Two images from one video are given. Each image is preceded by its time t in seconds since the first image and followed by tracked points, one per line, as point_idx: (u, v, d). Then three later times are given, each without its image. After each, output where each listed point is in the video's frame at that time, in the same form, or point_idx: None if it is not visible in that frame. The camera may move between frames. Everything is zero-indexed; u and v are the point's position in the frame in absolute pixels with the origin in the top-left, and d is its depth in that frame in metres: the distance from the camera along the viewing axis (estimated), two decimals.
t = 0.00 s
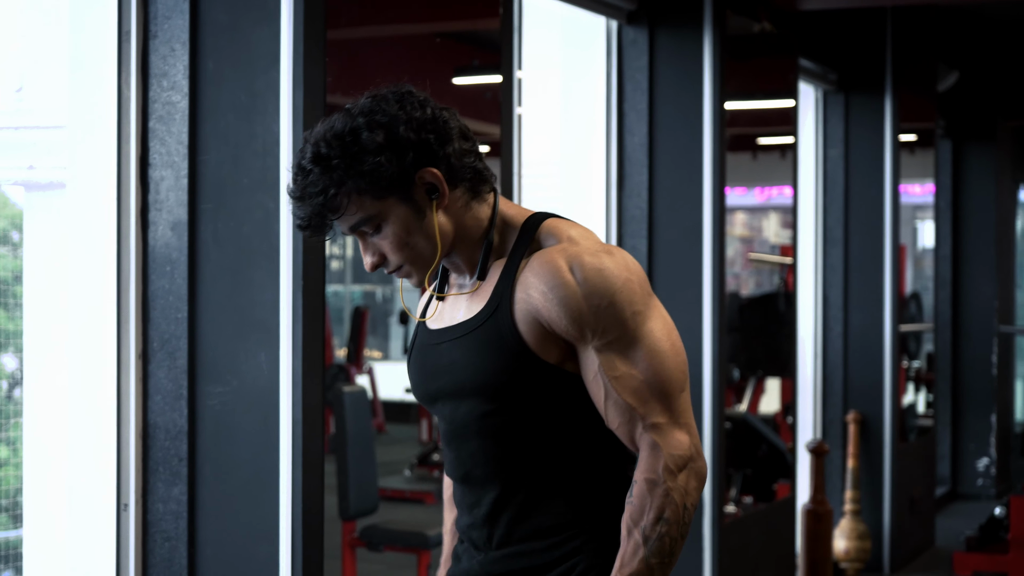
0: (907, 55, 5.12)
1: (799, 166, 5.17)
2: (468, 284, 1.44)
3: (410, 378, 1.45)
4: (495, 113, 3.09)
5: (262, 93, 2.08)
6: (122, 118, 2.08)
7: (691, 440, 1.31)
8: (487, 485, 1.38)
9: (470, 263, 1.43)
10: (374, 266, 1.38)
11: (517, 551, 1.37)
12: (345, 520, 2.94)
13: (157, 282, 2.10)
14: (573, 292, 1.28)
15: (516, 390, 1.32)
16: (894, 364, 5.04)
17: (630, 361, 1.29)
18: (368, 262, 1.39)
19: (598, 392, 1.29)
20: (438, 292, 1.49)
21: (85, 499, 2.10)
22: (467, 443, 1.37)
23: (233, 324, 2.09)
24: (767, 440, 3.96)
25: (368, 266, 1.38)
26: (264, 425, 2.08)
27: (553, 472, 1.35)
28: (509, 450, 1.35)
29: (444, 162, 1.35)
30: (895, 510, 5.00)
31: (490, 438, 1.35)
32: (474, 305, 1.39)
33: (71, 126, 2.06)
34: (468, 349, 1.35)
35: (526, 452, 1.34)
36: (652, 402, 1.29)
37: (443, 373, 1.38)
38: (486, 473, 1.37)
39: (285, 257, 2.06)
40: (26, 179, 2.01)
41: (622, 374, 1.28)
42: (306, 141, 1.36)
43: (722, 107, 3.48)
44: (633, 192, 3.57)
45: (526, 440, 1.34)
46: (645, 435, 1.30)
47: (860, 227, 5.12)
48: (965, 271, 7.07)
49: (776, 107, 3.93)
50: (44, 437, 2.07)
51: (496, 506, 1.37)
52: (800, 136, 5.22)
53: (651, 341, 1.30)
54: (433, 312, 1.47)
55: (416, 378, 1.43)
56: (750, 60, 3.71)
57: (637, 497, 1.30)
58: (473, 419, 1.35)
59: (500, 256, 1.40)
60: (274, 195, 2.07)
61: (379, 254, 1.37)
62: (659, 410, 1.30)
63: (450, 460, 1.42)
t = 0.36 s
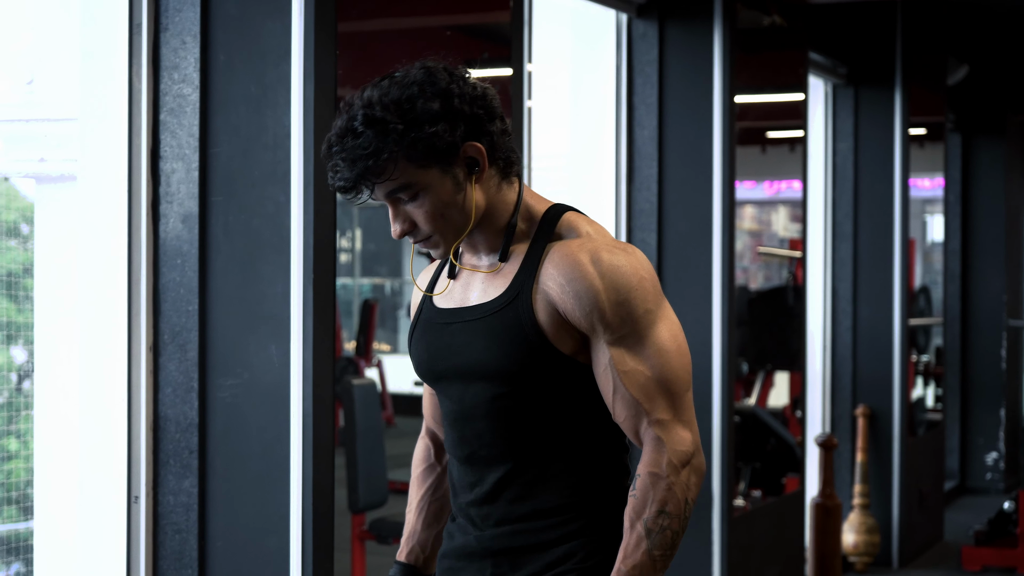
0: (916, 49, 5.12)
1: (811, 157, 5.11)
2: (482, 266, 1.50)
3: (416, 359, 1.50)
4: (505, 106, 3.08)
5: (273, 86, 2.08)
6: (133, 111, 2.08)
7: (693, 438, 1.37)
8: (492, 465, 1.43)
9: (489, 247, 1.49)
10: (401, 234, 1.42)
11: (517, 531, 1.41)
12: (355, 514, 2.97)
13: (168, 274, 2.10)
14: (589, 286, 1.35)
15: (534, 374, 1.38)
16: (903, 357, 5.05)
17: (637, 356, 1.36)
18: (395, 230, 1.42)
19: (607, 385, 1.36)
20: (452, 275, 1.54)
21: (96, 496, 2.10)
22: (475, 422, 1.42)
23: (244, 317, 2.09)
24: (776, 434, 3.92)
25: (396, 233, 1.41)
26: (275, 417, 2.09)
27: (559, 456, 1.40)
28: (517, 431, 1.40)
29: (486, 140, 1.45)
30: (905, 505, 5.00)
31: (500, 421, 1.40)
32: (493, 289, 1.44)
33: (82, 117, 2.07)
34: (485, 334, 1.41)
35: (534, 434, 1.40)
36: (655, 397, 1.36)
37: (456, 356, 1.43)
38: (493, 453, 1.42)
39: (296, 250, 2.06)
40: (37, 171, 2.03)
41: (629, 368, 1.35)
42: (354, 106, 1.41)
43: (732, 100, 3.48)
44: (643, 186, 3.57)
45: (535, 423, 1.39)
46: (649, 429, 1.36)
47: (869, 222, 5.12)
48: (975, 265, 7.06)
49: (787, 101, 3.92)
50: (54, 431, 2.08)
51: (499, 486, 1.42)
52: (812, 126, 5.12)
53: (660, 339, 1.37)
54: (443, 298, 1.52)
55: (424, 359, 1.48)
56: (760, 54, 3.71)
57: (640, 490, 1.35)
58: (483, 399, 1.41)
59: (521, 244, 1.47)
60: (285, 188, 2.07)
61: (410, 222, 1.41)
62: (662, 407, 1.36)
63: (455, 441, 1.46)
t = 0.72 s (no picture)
0: (921, 46, 5.11)
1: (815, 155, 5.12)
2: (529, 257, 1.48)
3: (444, 351, 1.45)
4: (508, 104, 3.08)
5: (278, 82, 2.07)
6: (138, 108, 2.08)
7: (715, 462, 1.41)
8: (523, 467, 1.40)
9: (541, 238, 1.47)
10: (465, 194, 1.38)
11: (539, 535, 1.39)
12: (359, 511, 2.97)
13: (173, 271, 2.10)
14: (631, 302, 1.34)
15: (578, 379, 1.35)
16: (908, 355, 5.05)
17: (671, 379, 1.37)
18: (459, 188, 1.38)
19: (636, 402, 1.37)
20: (494, 265, 1.51)
21: (100, 492, 2.10)
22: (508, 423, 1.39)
23: (249, 314, 2.09)
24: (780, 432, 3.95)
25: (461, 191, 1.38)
26: (280, 414, 2.09)
27: (592, 462, 1.38)
28: (548, 433, 1.37)
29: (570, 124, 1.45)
30: (909, 503, 5.00)
31: (536, 423, 1.37)
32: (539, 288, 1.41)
33: (88, 113, 2.07)
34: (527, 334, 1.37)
35: (568, 440, 1.37)
36: (684, 421, 1.38)
37: (491, 354, 1.39)
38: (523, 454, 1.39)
39: (301, 246, 2.06)
40: (42, 167, 2.03)
41: (662, 390, 1.37)
42: (454, 58, 1.40)
43: (737, 98, 3.48)
44: (648, 183, 3.57)
45: (571, 428, 1.37)
46: (675, 453, 1.39)
47: (874, 220, 5.12)
48: (980, 263, 7.06)
49: (791, 98, 3.88)
50: (59, 428, 2.07)
51: (526, 489, 1.39)
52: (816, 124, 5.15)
53: (693, 361, 1.38)
54: (479, 289, 1.49)
55: (454, 353, 1.43)
56: (765, 52, 3.71)
57: (666, 519, 1.39)
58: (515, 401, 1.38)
59: (571, 243, 1.45)
60: (291, 185, 2.07)
61: (480, 184, 1.37)
62: (690, 429, 1.39)
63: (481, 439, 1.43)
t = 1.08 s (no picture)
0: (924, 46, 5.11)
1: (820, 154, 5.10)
2: (591, 250, 1.48)
3: (495, 338, 1.43)
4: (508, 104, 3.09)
5: (281, 81, 2.08)
6: (141, 107, 2.08)
7: (760, 462, 1.46)
8: (565, 460, 1.38)
9: (607, 231, 1.47)
10: (550, 165, 1.38)
11: (571, 530, 1.37)
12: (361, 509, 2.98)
13: (177, 270, 2.11)
14: (696, 308, 1.37)
15: (637, 376, 1.35)
16: (910, 354, 5.05)
17: (727, 383, 1.41)
18: (546, 158, 1.38)
19: (692, 404, 1.40)
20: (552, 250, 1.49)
21: (102, 492, 2.08)
22: (554, 415, 1.38)
23: (253, 313, 2.10)
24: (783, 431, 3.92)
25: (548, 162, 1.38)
26: (283, 414, 2.09)
27: (635, 459, 1.38)
28: (593, 429, 1.37)
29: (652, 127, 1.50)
30: (912, 502, 4.99)
31: (584, 417, 1.37)
32: (602, 283, 1.41)
33: (91, 113, 2.05)
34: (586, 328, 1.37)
35: (614, 436, 1.37)
36: (736, 423, 1.43)
37: (544, 347, 1.39)
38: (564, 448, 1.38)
39: (304, 246, 2.06)
40: (46, 167, 2.02)
41: (719, 394, 1.41)
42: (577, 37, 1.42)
43: (741, 97, 3.47)
44: (652, 183, 3.56)
45: (618, 424, 1.36)
46: (726, 455, 1.43)
47: (877, 219, 5.12)
48: (983, 262, 7.06)
49: (793, 98, 3.89)
50: (63, 427, 2.07)
51: (563, 484, 1.38)
52: (819, 122, 5.13)
53: (745, 365, 1.43)
54: (532, 276, 1.46)
55: (502, 343, 1.42)
56: (769, 51, 3.71)
57: (719, 521, 1.43)
58: (563, 394, 1.37)
59: (636, 241, 1.46)
60: (294, 185, 2.07)
61: (571, 160, 1.38)
62: (740, 432, 1.43)
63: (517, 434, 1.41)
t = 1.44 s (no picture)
0: (925, 46, 5.11)
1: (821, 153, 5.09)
2: (542, 249, 1.47)
3: (451, 339, 1.44)
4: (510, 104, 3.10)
5: (283, 81, 2.08)
6: (143, 108, 2.08)
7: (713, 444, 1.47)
8: (519, 452, 1.38)
9: (559, 230, 1.47)
10: (504, 165, 1.39)
11: (533, 523, 1.36)
12: (362, 510, 2.99)
13: (179, 270, 2.11)
14: (644, 295, 1.38)
15: (588, 365, 1.36)
16: (912, 355, 5.05)
17: (678, 369, 1.42)
18: (499, 158, 1.39)
19: (643, 390, 1.41)
20: (503, 252, 1.49)
21: (109, 492, 2.10)
22: (510, 408, 1.38)
23: (254, 314, 2.10)
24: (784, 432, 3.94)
25: (501, 161, 1.39)
26: (284, 414, 2.09)
27: (591, 450, 1.38)
28: (551, 420, 1.37)
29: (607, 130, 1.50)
30: (914, 503, 4.99)
31: (540, 409, 1.37)
32: (552, 278, 1.41)
33: (92, 114, 2.07)
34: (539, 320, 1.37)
35: (570, 426, 1.37)
36: (689, 408, 1.43)
37: (499, 341, 1.39)
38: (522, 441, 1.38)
39: (306, 247, 2.06)
40: (48, 167, 2.02)
41: (671, 379, 1.41)
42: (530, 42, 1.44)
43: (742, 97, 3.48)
44: (653, 183, 3.56)
45: (572, 415, 1.37)
46: (680, 439, 1.44)
47: (878, 219, 5.11)
48: (985, 263, 7.06)
49: (797, 98, 3.91)
50: (65, 427, 2.06)
51: (523, 476, 1.38)
52: (821, 123, 5.12)
53: (693, 350, 1.44)
54: (484, 278, 1.46)
55: (459, 340, 1.43)
56: (771, 51, 3.71)
57: (675, 503, 1.45)
58: (523, 387, 1.37)
59: (587, 239, 1.46)
60: (295, 185, 2.07)
61: (524, 159, 1.39)
62: (692, 417, 1.44)
63: (477, 429, 1.41)
